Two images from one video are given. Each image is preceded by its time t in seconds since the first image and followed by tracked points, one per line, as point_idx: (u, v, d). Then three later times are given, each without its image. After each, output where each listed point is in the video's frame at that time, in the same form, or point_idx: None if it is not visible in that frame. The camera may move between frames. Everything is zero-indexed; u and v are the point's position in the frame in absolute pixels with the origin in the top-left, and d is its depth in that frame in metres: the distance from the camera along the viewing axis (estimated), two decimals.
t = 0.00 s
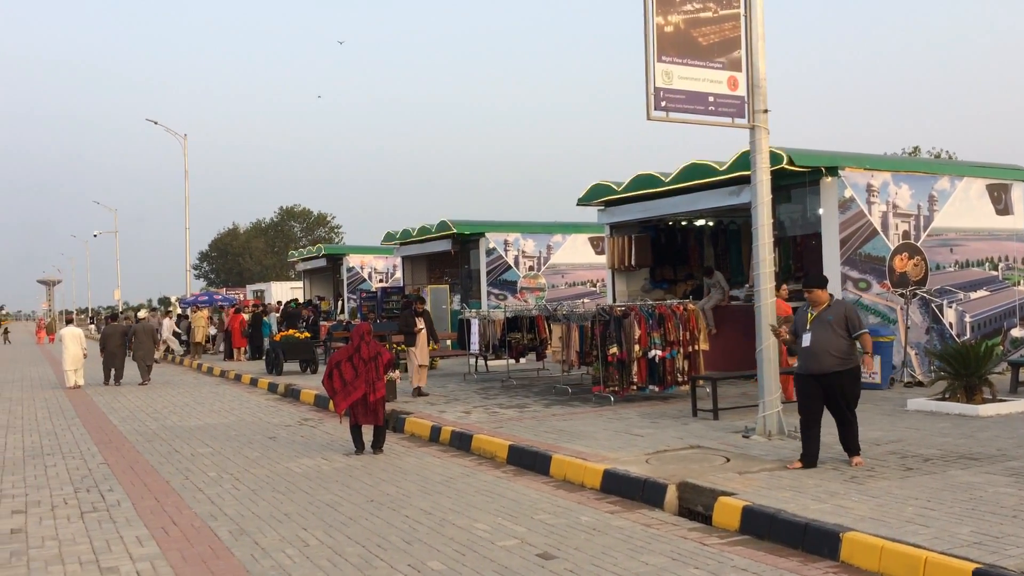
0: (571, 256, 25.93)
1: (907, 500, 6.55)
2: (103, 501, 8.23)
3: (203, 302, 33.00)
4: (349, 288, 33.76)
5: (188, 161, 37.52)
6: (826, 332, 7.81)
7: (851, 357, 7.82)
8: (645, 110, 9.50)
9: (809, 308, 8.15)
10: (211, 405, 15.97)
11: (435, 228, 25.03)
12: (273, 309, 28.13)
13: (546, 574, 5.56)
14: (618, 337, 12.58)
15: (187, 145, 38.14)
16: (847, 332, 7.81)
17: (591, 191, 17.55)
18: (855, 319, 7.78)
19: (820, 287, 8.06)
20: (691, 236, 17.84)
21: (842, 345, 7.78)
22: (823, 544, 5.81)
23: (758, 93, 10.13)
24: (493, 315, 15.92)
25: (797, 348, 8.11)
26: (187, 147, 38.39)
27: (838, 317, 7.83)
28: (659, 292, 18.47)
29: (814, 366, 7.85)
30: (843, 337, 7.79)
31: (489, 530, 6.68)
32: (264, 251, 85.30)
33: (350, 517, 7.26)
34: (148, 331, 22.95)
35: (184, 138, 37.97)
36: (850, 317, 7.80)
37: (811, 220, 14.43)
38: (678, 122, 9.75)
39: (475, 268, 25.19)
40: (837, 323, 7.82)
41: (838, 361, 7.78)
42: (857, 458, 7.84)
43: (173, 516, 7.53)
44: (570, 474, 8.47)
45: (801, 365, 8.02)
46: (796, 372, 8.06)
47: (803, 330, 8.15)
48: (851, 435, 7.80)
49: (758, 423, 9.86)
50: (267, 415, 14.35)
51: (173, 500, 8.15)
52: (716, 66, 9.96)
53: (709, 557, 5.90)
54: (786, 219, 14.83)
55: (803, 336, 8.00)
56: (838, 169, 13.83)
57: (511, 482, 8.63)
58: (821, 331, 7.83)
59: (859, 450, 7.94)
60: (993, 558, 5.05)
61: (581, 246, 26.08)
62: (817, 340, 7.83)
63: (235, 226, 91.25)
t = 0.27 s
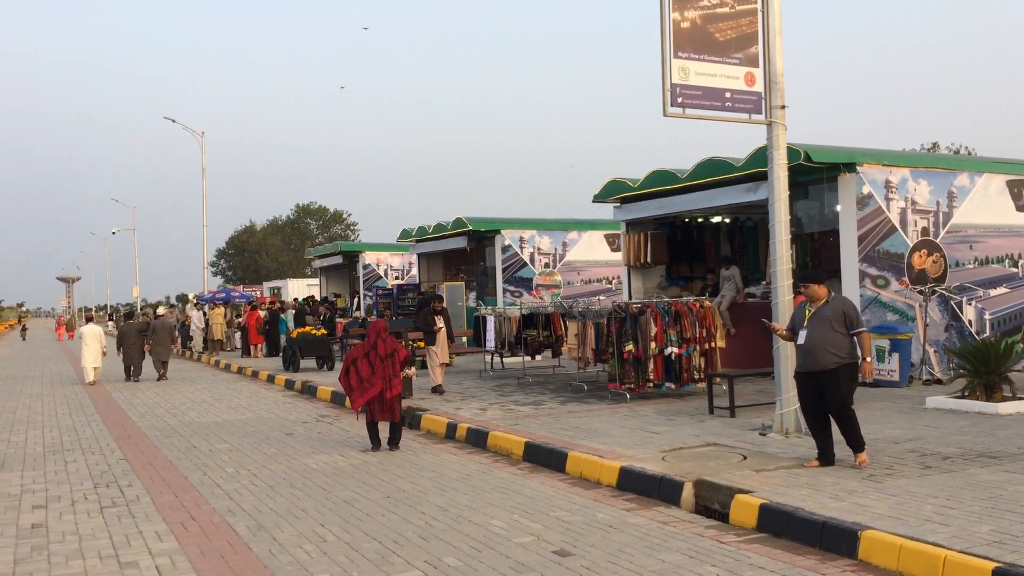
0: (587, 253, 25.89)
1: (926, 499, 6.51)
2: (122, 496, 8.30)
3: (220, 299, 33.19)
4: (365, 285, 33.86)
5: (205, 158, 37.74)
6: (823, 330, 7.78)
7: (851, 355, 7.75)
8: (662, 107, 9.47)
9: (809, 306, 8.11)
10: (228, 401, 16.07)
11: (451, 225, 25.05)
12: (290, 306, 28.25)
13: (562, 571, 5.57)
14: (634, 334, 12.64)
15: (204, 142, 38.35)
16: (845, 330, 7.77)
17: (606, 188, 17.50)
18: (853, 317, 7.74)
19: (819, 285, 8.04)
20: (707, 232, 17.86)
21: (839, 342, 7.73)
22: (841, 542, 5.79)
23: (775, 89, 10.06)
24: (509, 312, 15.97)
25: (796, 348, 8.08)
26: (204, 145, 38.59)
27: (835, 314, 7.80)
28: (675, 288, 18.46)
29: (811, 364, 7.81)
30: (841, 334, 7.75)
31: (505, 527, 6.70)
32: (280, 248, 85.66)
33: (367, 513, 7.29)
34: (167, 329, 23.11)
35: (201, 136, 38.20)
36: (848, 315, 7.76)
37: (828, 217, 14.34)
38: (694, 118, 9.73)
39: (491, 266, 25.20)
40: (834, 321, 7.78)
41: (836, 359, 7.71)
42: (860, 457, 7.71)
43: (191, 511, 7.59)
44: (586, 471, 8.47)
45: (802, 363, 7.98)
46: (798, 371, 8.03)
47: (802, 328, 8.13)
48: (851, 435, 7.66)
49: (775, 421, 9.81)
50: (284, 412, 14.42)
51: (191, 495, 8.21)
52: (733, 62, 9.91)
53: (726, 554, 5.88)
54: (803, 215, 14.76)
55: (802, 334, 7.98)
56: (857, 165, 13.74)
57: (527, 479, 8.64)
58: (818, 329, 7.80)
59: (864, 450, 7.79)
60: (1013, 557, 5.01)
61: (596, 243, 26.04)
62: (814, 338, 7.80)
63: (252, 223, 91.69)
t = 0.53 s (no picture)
0: (608, 250, 25.84)
1: (951, 498, 6.44)
2: (146, 490, 8.38)
3: (242, 296, 33.42)
4: (386, 282, 33.98)
5: (227, 156, 38.03)
6: (833, 330, 7.63)
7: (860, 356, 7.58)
8: (684, 103, 9.44)
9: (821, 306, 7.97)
10: (250, 397, 16.18)
11: (471, 222, 25.08)
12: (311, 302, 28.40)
13: (583, 568, 5.56)
14: (655, 331, 12.57)
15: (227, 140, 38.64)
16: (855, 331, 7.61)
17: (627, 185, 17.44)
18: (864, 319, 7.60)
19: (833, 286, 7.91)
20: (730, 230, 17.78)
21: (849, 343, 7.57)
22: (865, 542, 5.74)
23: (798, 85, 9.97)
24: (530, 309, 15.83)
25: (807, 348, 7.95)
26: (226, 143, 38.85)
27: (846, 315, 7.65)
28: (696, 286, 18.29)
29: (818, 365, 7.67)
30: (851, 335, 7.59)
31: (525, 524, 6.69)
32: (301, 245, 86.11)
33: (388, 509, 7.31)
34: (189, 323, 23.30)
35: (224, 133, 38.49)
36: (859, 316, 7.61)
37: (852, 214, 14.22)
38: (716, 115, 9.69)
39: (511, 263, 25.20)
40: (844, 321, 7.64)
41: (842, 360, 7.55)
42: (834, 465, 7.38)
43: (214, 506, 7.65)
44: (607, 469, 8.45)
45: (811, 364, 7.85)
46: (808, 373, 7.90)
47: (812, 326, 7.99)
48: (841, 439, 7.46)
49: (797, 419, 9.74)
50: (305, 408, 14.50)
51: (214, 490, 8.27)
52: (756, 58, 9.85)
53: (748, 553, 5.85)
54: (826, 213, 14.61)
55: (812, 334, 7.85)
56: (880, 162, 13.62)
57: (547, 476, 8.63)
58: (827, 328, 7.66)
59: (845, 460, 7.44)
60: None
61: (617, 240, 25.98)
62: (823, 338, 7.66)
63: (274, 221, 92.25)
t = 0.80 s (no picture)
0: (631, 247, 25.77)
1: (980, 498, 6.37)
2: (173, 485, 8.47)
3: (267, 293, 33.68)
4: (409, 279, 34.10)
5: (252, 154, 38.32)
6: (846, 328, 7.45)
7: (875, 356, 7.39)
8: (708, 100, 9.42)
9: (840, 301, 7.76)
10: (275, 394, 16.31)
11: (495, 219, 25.10)
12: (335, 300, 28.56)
13: (607, 566, 5.55)
14: (678, 328, 12.58)
15: (252, 138, 38.94)
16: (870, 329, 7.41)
17: (650, 182, 17.40)
18: (879, 317, 7.36)
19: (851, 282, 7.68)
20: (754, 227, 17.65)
21: (861, 342, 7.38)
22: (892, 542, 5.69)
23: (824, 80, 9.83)
24: (552, 306, 15.83)
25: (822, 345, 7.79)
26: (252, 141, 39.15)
27: (859, 313, 7.45)
28: (720, 284, 18.20)
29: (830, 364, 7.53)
30: (864, 334, 7.39)
31: (549, 521, 6.70)
32: (325, 243, 86.60)
33: (412, 505, 7.35)
34: (211, 322, 23.52)
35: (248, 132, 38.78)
36: (873, 314, 7.38)
37: (879, 211, 14.10)
38: (741, 111, 9.65)
39: (534, 260, 25.20)
40: (857, 320, 7.44)
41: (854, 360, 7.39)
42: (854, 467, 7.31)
43: (240, 501, 7.72)
44: (630, 467, 8.44)
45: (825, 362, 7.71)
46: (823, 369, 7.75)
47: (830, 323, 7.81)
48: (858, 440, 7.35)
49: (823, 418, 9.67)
50: (330, 404, 14.59)
51: (240, 486, 8.35)
52: (781, 54, 9.79)
53: (773, 552, 5.82)
54: (853, 209, 14.49)
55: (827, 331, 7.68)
56: (908, 158, 13.47)
57: (571, 473, 8.63)
58: (839, 327, 7.49)
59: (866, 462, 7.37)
60: None
61: (640, 238, 25.90)
62: (835, 338, 7.50)
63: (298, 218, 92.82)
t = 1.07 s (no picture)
0: (655, 243, 25.67)
1: (1010, 496, 6.29)
2: (200, 479, 8.56)
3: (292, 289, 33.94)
4: (433, 275, 34.18)
5: (277, 151, 38.55)
6: (849, 326, 7.41)
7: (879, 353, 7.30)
8: (734, 93, 9.39)
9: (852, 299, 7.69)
10: (300, 389, 16.41)
11: (518, 215, 25.09)
12: (359, 296, 28.68)
13: (631, 562, 5.53)
14: (703, 324, 12.48)
15: (277, 135, 39.18)
16: (874, 326, 7.33)
17: (675, 177, 17.30)
18: (882, 313, 7.27)
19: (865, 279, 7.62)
20: (780, 222, 17.47)
21: (864, 340, 7.32)
22: (920, 540, 5.63)
23: (851, 73, 9.55)
24: (576, 302, 15.92)
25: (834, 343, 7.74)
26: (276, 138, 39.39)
27: (863, 310, 7.39)
28: (745, 279, 18.15)
29: (839, 363, 7.48)
30: (868, 331, 7.33)
31: (573, 517, 6.69)
32: (349, 239, 87.00)
33: (436, 501, 7.36)
34: (231, 317, 23.83)
35: (273, 129, 39.02)
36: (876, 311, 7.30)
37: (907, 206, 13.93)
38: (766, 105, 9.58)
39: (558, 256, 25.17)
40: (862, 317, 7.39)
41: (859, 358, 7.32)
42: (885, 464, 7.21)
43: (266, 495, 7.78)
44: (655, 463, 8.40)
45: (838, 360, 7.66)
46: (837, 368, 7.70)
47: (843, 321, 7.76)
48: (881, 438, 7.24)
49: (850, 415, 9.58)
50: (354, 400, 14.66)
51: (266, 480, 8.41)
52: (808, 47, 9.70)
53: (800, 550, 5.77)
54: (880, 204, 14.37)
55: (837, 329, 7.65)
56: (937, 152, 13.29)
57: (595, 469, 8.62)
58: (843, 325, 7.47)
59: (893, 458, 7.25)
60: None
61: (664, 234, 25.80)
62: (841, 336, 7.46)
63: (322, 215, 93.32)
